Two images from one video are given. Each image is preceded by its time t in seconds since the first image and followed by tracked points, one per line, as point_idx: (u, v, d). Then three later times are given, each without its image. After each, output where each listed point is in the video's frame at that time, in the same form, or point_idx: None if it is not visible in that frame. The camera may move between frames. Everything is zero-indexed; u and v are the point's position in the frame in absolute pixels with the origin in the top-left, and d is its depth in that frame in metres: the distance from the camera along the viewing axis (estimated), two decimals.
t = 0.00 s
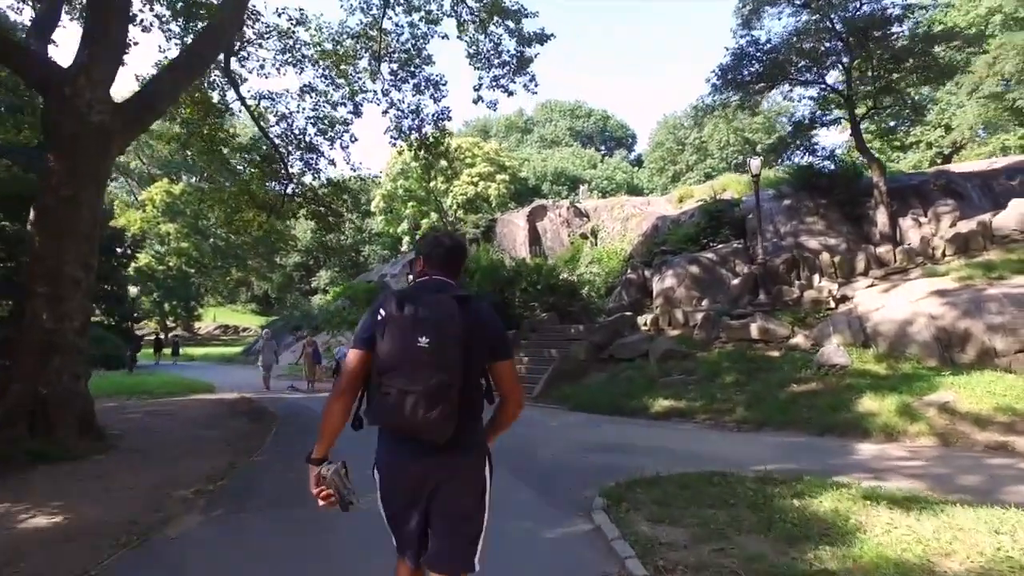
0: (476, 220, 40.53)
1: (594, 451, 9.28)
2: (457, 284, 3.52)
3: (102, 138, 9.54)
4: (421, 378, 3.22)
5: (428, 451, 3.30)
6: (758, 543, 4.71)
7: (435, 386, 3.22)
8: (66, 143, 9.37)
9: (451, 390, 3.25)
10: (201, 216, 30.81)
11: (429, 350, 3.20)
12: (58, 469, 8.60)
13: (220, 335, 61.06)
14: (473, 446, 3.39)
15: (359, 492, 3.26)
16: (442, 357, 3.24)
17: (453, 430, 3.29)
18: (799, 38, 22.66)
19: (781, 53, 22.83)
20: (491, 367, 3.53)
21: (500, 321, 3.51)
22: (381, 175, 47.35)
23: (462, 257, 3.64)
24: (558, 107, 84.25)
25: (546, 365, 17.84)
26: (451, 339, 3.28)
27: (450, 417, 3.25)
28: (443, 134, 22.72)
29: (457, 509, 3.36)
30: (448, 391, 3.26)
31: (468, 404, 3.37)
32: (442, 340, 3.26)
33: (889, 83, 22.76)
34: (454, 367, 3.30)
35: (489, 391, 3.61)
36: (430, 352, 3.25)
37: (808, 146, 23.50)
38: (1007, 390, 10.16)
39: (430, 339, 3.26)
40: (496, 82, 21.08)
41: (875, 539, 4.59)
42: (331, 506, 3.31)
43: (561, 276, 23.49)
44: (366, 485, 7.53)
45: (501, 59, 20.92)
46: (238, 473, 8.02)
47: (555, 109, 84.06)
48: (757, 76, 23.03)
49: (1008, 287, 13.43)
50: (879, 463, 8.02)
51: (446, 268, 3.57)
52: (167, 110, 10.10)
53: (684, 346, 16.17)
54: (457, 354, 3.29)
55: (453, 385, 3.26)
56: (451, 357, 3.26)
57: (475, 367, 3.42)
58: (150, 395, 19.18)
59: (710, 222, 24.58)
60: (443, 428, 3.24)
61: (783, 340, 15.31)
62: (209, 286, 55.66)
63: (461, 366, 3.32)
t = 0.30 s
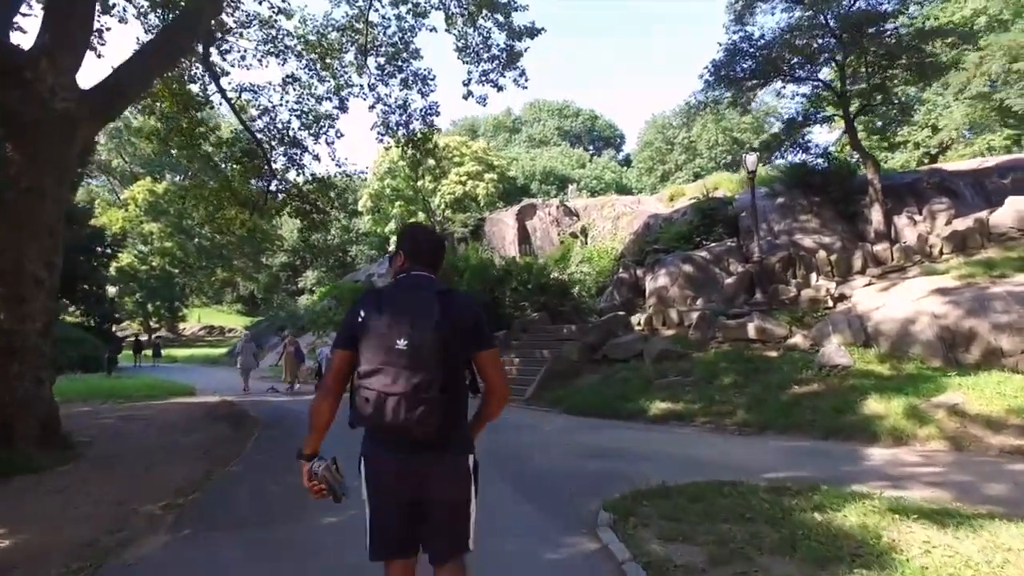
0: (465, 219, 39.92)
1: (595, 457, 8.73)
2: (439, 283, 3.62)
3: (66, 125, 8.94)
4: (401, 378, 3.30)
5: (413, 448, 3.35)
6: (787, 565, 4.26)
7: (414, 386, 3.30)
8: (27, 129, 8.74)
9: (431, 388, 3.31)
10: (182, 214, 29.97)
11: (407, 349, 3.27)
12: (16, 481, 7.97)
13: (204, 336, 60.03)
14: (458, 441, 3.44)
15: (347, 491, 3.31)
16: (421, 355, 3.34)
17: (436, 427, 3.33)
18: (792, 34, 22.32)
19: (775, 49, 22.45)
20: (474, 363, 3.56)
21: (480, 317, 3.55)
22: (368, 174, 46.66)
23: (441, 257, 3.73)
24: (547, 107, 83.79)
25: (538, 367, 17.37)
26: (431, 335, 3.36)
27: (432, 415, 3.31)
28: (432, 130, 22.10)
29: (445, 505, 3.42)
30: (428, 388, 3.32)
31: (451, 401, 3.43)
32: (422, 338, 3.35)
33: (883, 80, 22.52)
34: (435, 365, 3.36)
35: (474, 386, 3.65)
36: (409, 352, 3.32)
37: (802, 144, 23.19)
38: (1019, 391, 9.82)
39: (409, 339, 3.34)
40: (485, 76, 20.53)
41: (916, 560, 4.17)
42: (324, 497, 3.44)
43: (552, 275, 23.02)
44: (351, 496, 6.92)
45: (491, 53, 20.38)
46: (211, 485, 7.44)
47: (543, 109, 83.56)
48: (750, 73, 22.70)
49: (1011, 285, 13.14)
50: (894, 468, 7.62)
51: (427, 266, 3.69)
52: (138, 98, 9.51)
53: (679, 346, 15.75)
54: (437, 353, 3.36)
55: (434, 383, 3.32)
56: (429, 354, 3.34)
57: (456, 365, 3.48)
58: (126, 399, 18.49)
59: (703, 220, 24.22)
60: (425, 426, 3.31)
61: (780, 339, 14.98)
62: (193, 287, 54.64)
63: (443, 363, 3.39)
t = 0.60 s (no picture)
0: (455, 218, 39.44)
1: (597, 467, 8.23)
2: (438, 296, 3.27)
3: (31, 115, 8.40)
4: (401, 394, 2.94)
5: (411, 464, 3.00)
6: None
7: (415, 402, 2.95)
8: None
9: (433, 404, 2.98)
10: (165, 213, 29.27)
11: (409, 362, 2.93)
12: None
13: (192, 337, 59.22)
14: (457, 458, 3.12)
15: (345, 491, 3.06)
16: (422, 371, 2.97)
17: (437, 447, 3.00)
18: (786, 32, 22.05)
19: (769, 46, 22.17)
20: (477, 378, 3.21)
21: (485, 328, 3.23)
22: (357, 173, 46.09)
23: (442, 264, 3.39)
24: (537, 106, 83.43)
25: (531, 369, 16.94)
26: (432, 349, 3.00)
27: (430, 432, 2.98)
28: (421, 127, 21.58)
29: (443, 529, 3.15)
30: (430, 405, 2.97)
31: (450, 419, 3.07)
32: (424, 351, 2.99)
33: (879, 78, 22.27)
34: (437, 380, 3.02)
35: (474, 401, 3.30)
36: (411, 365, 2.98)
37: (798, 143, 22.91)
38: None
39: (409, 351, 2.99)
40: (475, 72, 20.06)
41: None
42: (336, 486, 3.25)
43: (545, 275, 22.60)
44: (334, 512, 6.44)
45: (482, 47, 19.90)
46: (184, 502, 6.91)
47: (534, 109, 83.19)
48: (744, 70, 22.42)
49: (1016, 285, 12.86)
50: (911, 478, 7.25)
51: (427, 279, 3.32)
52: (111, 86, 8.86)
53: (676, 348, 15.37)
54: (440, 365, 3.02)
55: (436, 399, 2.98)
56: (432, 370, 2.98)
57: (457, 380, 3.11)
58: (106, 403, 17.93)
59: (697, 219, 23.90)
60: (426, 443, 2.98)
61: (780, 341, 14.63)
62: (180, 287, 53.87)
63: (443, 379, 3.03)
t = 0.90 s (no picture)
0: (447, 216, 38.83)
1: (595, 470, 7.74)
2: (431, 283, 3.59)
3: None
4: (395, 376, 3.27)
5: (402, 439, 3.33)
6: None
7: (410, 382, 3.27)
8: None
9: (425, 383, 3.30)
10: (149, 209, 28.54)
11: (404, 346, 3.27)
12: None
13: (179, 338, 58.23)
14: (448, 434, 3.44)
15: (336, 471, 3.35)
16: (416, 355, 3.30)
17: (429, 421, 3.32)
18: (783, 26, 21.66)
19: (766, 40, 21.80)
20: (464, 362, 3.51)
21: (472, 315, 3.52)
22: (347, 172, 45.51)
23: (433, 258, 3.70)
24: (529, 105, 82.88)
25: (525, 369, 16.49)
26: (426, 336, 3.33)
27: (423, 410, 3.30)
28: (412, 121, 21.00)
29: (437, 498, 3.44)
30: (422, 384, 3.30)
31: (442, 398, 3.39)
32: (417, 337, 3.32)
33: (878, 72, 21.92)
34: (429, 361, 3.34)
35: (461, 382, 3.59)
36: (406, 348, 3.31)
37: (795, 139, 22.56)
38: None
39: (402, 336, 3.32)
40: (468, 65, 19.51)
41: None
42: (312, 483, 3.49)
43: (539, 272, 22.14)
44: (315, 522, 5.94)
45: (473, 40, 19.36)
46: (148, 514, 6.36)
47: (526, 108, 82.59)
48: (741, 65, 22.04)
49: None
50: (931, 480, 6.83)
51: (419, 266, 3.64)
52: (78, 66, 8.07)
53: (675, 346, 14.94)
54: (430, 350, 3.34)
55: (428, 377, 3.31)
56: (426, 354, 3.32)
57: (448, 363, 3.43)
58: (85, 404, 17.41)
59: (693, 216, 23.48)
60: (420, 419, 3.30)
61: (780, 338, 14.27)
62: (168, 287, 52.98)
63: (434, 360, 3.35)
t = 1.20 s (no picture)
0: (442, 216, 38.35)
1: (600, 484, 7.23)
2: (414, 290, 3.08)
3: None
4: (374, 391, 2.81)
5: (388, 454, 2.89)
6: None
7: (392, 401, 2.80)
8: None
9: (410, 401, 2.82)
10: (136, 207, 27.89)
11: (386, 360, 2.80)
12: None
13: (171, 339, 57.55)
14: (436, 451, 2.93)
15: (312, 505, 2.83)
16: (396, 368, 2.82)
17: (416, 442, 2.87)
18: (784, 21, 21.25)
19: (766, 36, 21.38)
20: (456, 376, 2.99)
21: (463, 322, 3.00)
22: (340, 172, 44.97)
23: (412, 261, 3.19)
24: (523, 105, 82.52)
25: (522, 373, 15.99)
26: (411, 347, 2.84)
27: (408, 424, 2.84)
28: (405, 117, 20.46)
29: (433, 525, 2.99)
30: (408, 402, 2.82)
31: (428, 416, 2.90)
32: (400, 348, 2.83)
33: (880, 69, 21.54)
34: (415, 378, 2.85)
35: (452, 398, 3.09)
36: (389, 363, 2.82)
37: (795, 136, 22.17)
38: None
39: (383, 348, 2.83)
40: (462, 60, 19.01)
41: None
42: (298, 504, 3.02)
43: (535, 272, 21.65)
44: (295, 546, 5.41)
45: (468, 35, 18.90)
46: (112, 539, 5.79)
47: (520, 108, 82.24)
48: (740, 61, 21.64)
49: None
50: (961, 494, 6.39)
51: (399, 275, 3.14)
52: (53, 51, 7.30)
53: (677, 348, 14.46)
54: (416, 364, 2.84)
55: (414, 395, 2.83)
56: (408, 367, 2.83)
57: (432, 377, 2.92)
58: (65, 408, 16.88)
59: (692, 215, 23.05)
60: (407, 440, 2.86)
61: (786, 340, 13.78)
62: (159, 288, 52.31)
63: (421, 374, 2.86)
